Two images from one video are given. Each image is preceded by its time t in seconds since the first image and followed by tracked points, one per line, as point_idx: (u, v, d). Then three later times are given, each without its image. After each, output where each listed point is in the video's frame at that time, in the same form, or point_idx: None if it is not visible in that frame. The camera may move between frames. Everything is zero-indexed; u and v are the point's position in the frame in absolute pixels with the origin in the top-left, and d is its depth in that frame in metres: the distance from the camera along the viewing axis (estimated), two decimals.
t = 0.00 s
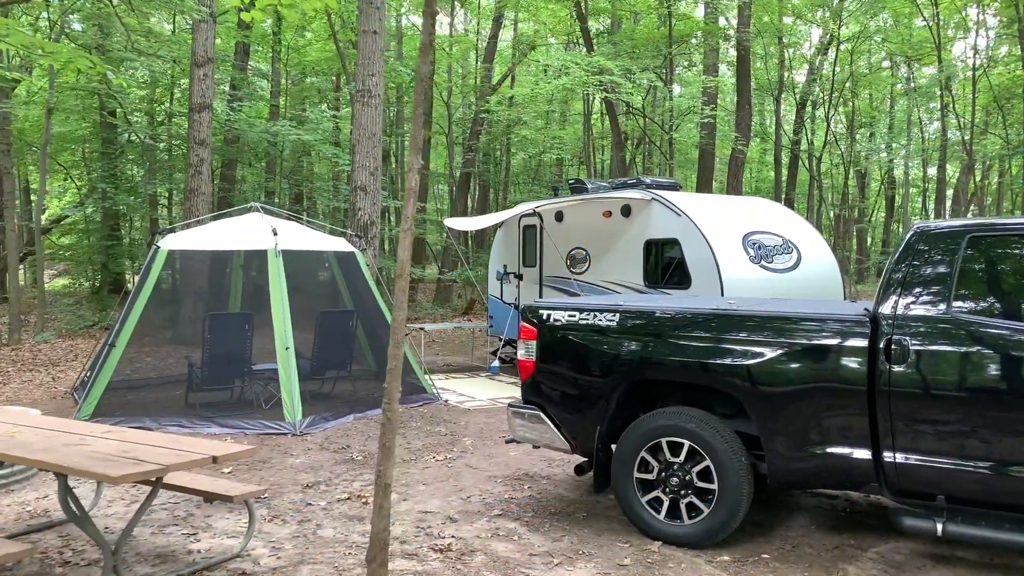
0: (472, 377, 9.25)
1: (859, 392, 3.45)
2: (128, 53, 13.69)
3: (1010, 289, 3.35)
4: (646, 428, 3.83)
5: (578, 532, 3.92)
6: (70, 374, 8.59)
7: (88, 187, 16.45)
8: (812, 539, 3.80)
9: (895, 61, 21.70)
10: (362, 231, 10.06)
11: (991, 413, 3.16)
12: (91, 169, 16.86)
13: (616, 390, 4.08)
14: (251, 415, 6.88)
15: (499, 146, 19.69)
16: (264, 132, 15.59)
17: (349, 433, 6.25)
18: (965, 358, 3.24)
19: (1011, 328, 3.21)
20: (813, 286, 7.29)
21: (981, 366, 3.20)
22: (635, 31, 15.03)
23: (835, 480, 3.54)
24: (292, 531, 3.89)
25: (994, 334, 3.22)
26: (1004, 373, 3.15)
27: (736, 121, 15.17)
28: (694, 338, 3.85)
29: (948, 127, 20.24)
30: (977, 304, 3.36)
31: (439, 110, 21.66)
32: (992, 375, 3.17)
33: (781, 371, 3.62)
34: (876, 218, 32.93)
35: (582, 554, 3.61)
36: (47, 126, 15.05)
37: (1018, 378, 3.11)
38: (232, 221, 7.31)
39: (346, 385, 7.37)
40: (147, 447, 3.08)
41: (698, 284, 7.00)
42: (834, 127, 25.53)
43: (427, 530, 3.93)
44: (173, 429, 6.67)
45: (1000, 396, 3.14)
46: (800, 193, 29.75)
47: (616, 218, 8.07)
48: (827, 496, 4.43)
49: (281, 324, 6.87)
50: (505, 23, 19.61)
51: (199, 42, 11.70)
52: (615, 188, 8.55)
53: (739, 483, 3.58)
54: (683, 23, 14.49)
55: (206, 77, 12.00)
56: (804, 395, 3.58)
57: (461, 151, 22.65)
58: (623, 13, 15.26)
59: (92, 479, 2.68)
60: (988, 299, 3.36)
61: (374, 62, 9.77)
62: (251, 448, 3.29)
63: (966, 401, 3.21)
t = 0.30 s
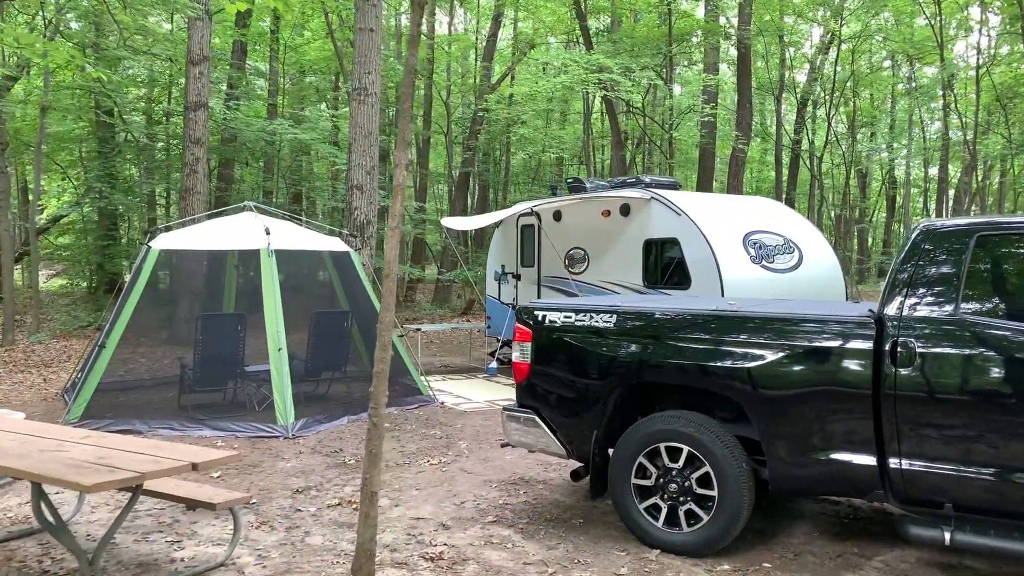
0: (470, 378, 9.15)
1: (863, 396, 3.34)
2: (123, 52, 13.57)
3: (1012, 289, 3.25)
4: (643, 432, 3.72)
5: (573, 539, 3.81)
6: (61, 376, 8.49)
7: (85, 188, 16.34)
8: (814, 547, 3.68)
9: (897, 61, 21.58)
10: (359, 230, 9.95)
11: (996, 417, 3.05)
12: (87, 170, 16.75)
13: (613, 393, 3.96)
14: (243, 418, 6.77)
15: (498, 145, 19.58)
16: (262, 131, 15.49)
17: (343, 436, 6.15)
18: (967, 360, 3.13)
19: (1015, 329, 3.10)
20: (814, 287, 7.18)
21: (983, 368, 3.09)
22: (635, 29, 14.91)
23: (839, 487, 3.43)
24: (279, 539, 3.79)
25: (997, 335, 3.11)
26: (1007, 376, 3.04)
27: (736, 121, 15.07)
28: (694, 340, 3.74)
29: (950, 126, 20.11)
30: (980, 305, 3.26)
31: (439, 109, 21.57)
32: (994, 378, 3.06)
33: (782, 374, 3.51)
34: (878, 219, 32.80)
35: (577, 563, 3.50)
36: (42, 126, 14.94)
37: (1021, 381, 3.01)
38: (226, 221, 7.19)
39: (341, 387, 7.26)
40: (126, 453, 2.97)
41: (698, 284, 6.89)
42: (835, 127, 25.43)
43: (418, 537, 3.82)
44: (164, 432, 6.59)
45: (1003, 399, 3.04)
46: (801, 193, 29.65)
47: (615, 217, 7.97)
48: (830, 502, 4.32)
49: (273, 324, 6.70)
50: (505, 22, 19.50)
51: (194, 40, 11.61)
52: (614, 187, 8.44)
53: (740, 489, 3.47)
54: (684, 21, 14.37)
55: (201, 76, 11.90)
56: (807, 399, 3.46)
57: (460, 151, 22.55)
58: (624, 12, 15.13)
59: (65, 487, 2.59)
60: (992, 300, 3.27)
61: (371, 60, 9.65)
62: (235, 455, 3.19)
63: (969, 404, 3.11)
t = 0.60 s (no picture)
0: (466, 380, 9.03)
1: (868, 399, 3.21)
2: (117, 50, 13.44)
3: (1020, 289, 3.13)
4: (640, 437, 3.59)
5: (567, 548, 3.68)
6: (51, 378, 8.36)
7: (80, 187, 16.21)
8: (817, 556, 3.56)
9: (898, 60, 21.43)
10: (354, 230, 9.84)
11: (1003, 421, 2.93)
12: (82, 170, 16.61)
13: (609, 396, 3.84)
14: (234, 420, 6.65)
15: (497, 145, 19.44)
16: (258, 130, 15.35)
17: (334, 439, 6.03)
18: (970, 362, 3.01)
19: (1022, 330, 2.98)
20: (816, 288, 7.05)
21: (987, 370, 2.98)
22: (634, 27, 14.76)
23: (843, 494, 3.30)
24: (264, 547, 3.67)
25: (1003, 336, 2.99)
26: (1010, 378, 2.93)
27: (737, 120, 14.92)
28: (692, 342, 3.62)
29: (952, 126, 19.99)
30: (984, 305, 3.14)
31: (437, 108, 21.44)
32: (996, 380, 2.95)
33: (783, 376, 3.38)
34: (879, 219, 32.60)
35: (571, 572, 3.37)
36: (37, 125, 14.81)
37: None
38: (217, 220, 7.07)
39: (335, 389, 7.13)
40: (99, 460, 2.85)
41: (698, 284, 6.77)
42: (836, 127, 25.30)
43: (407, 545, 3.70)
44: (152, 435, 6.46)
45: (1008, 402, 2.92)
46: (802, 193, 29.50)
47: (613, 216, 7.84)
48: (832, 508, 4.19)
49: (264, 325, 6.56)
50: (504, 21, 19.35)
51: (189, 38, 11.53)
52: (612, 186, 8.31)
53: (740, 496, 3.34)
54: (684, 18, 14.23)
55: (196, 74, 11.78)
56: (810, 403, 3.33)
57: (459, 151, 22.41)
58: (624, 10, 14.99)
59: (32, 498, 2.47)
60: (998, 300, 3.14)
61: (367, 58, 9.55)
62: (214, 461, 3.06)
63: (974, 408, 2.99)
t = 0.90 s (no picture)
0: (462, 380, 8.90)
1: (873, 402, 3.07)
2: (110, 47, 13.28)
3: None
4: (636, 441, 3.46)
5: (560, 556, 3.55)
6: (39, 379, 8.23)
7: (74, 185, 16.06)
8: (819, 566, 3.42)
9: (900, 59, 21.27)
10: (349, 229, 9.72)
11: (1011, 426, 2.80)
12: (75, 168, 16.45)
13: (605, 399, 3.70)
14: (223, 422, 6.50)
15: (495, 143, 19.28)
16: (254, 128, 15.21)
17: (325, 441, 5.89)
18: (972, 364, 2.89)
19: None
20: (817, 287, 6.92)
21: (989, 372, 2.86)
22: (633, 25, 14.59)
23: (847, 500, 3.16)
24: (245, 556, 3.54)
25: (1010, 338, 2.87)
26: (1013, 380, 2.81)
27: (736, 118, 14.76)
28: (691, 343, 3.49)
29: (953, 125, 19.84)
30: (991, 305, 3.00)
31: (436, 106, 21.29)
32: (999, 382, 2.83)
33: (785, 378, 3.25)
34: (880, 219, 32.41)
35: None
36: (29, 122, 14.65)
37: None
38: (206, 218, 6.94)
39: (327, 390, 6.99)
40: (67, 468, 2.73)
41: (697, 283, 6.64)
42: (837, 125, 25.15)
43: (393, 554, 3.56)
44: (139, 437, 6.31)
45: (1012, 406, 2.80)
46: (802, 192, 29.34)
47: (611, 214, 7.71)
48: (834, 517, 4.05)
49: (253, 324, 6.40)
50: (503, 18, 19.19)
51: (182, 34, 11.40)
52: (610, 183, 8.17)
53: (740, 503, 3.21)
54: (683, 15, 14.07)
55: (190, 71, 11.62)
56: (812, 406, 3.20)
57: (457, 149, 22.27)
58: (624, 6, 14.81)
59: None
60: (1006, 300, 3.00)
61: (361, 54, 9.41)
62: (187, 468, 2.93)
63: (979, 411, 2.86)
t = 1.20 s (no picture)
0: (458, 382, 8.77)
1: (878, 408, 2.94)
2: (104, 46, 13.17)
3: None
4: (632, 448, 3.33)
5: (553, 567, 3.42)
6: (28, 381, 8.11)
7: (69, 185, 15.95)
8: None
9: (900, 59, 21.16)
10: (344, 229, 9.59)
11: (1019, 432, 2.68)
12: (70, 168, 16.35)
13: (600, 404, 3.57)
14: (213, 425, 6.38)
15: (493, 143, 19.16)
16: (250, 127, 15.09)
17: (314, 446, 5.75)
18: (975, 368, 2.78)
19: None
20: (819, 288, 6.79)
21: (992, 376, 2.74)
22: (631, 23, 14.45)
23: (852, 510, 3.03)
24: (227, 567, 3.41)
25: (1017, 341, 2.74)
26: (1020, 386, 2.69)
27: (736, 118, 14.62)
28: (689, 346, 3.36)
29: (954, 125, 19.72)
30: (998, 306, 2.87)
31: (434, 105, 21.17)
32: (1001, 387, 2.72)
33: (787, 383, 3.11)
34: (880, 219, 32.28)
35: None
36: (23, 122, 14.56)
37: None
38: (198, 217, 6.84)
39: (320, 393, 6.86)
40: (34, 482, 2.64)
41: (696, 284, 6.51)
42: (837, 125, 25.03)
43: (381, 565, 3.43)
44: (124, 441, 6.20)
45: (1017, 411, 2.68)
46: (802, 192, 29.23)
47: (608, 213, 7.58)
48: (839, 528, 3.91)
49: (243, 325, 6.27)
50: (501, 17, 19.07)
51: (175, 32, 11.29)
52: (608, 182, 8.04)
53: (740, 514, 3.07)
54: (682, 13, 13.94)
55: (184, 69, 11.52)
56: (815, 412, 3.07)
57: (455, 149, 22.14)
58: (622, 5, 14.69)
59: None
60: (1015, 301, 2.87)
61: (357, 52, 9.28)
62: (160, 480, 2.85)
63: (983, 417, 2.74)
